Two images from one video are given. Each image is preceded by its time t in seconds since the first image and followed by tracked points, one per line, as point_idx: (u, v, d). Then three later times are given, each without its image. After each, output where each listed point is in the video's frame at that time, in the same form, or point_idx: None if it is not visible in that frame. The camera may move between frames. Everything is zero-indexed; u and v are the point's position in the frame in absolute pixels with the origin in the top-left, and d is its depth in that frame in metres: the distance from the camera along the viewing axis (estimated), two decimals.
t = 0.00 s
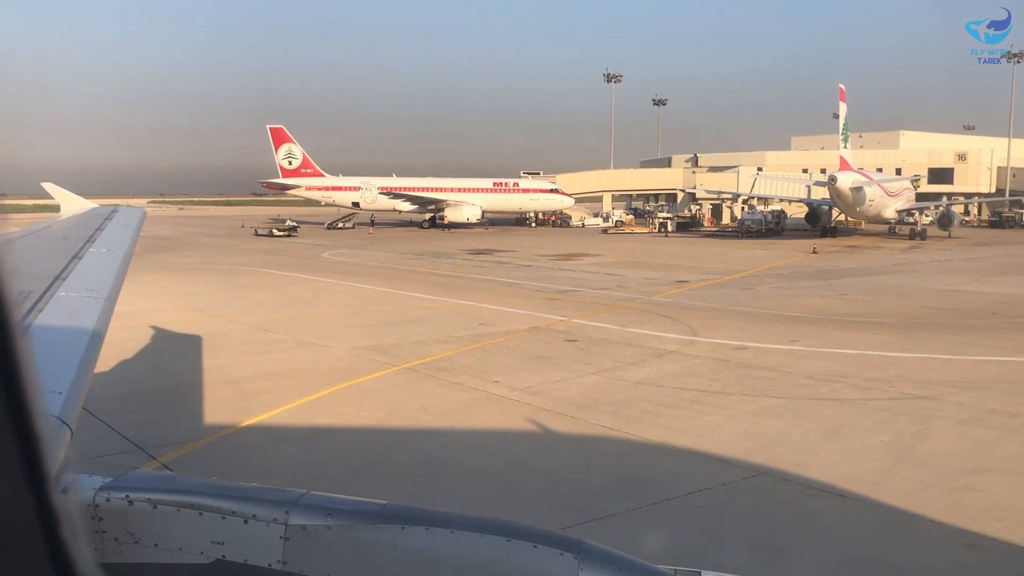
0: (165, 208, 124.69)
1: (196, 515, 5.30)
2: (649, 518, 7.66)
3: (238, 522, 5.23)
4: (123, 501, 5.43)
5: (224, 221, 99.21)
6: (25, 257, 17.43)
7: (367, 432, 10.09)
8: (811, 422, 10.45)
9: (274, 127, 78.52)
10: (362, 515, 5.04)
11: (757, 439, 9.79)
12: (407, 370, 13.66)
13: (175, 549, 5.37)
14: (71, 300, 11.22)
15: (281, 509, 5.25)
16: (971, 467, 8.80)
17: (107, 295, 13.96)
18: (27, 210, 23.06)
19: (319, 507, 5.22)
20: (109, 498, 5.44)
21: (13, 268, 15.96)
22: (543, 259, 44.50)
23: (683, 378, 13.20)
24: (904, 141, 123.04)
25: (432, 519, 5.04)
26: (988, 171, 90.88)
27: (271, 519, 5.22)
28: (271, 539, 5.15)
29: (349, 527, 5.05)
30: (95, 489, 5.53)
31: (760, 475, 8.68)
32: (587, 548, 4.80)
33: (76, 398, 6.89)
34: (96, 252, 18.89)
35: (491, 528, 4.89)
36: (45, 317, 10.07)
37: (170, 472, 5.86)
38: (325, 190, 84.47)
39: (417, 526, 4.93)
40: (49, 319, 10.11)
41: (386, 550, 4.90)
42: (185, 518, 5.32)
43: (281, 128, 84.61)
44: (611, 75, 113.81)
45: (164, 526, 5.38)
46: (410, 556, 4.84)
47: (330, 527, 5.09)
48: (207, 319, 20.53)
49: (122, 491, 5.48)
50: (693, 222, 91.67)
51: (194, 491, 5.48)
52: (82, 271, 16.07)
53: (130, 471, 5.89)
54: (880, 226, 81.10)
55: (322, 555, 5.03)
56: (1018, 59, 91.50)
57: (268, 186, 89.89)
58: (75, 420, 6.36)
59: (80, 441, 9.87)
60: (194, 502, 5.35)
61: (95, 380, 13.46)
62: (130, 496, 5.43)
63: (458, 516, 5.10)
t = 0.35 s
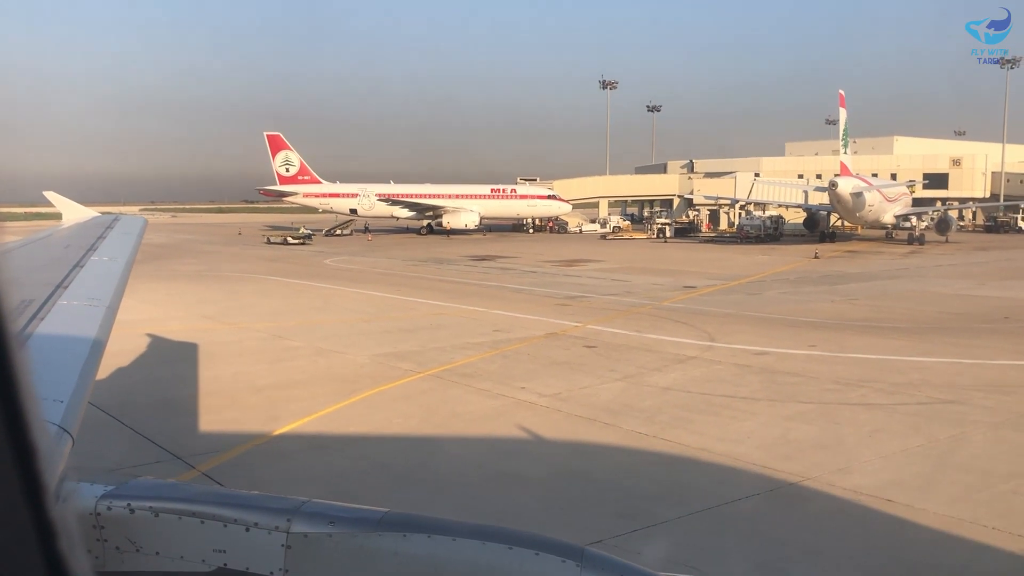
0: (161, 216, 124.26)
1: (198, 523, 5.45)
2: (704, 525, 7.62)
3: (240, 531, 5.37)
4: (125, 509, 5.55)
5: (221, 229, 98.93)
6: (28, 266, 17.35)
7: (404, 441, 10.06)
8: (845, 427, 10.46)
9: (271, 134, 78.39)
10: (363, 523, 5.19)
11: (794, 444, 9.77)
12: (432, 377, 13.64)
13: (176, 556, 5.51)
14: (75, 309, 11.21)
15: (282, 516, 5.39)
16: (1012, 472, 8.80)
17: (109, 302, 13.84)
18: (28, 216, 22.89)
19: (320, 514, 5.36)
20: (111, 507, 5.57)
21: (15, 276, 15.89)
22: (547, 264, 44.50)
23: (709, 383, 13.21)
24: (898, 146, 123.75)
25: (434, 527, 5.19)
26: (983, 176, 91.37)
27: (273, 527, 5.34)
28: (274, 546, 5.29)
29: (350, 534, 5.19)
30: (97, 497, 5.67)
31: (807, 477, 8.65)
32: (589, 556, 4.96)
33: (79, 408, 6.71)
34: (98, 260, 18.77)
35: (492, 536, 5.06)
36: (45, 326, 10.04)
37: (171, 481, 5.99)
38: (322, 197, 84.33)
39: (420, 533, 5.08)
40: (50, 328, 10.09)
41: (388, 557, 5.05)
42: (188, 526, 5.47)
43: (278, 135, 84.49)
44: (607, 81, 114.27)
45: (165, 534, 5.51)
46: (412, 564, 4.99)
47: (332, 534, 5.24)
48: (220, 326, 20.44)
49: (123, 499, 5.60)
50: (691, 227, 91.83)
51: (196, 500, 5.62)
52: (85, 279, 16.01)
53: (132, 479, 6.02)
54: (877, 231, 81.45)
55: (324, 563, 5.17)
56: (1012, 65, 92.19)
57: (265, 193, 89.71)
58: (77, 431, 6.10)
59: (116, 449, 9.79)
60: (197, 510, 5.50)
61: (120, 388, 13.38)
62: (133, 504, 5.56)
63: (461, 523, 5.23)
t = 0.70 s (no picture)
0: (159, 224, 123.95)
1: (199, 532, 5.27)
2: (764, 537, 7.46)
3: (241, 540, 5.18)
4: (126, 517, 5.41)
5: (220, 237, 98.63)
6: (31, 273, 17.20)
7: (443, 452, 9.90)
8: (886, 437, 10.33)
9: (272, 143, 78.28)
10: (365, 532, 4.97)
11: (838, 455, 9.63)
12: (459, 387, 13.50)
13: (177, 567, 5.34)
14: (78, 318, 11.09)
15: (284, 525, 5.19)
16: None
17: (112, 310, 13.70)
18: (31, 222, 22.70)
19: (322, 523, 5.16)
20: (113, 516, 5.43)
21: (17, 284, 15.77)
22: (553, 273, 44.38)
23: (740, 393, 13.11)
24: (896, 154, 124.17)
25: (440, 537, 4.95)
26: (982, 184, 91.66)
27: (275, 536, 5.13)
28: (275, 556, 5.08)
29: (353, 544, 4.98)
30: (99, 506, 5.53)
31: (859, 487, 8.51)
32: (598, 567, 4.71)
33: (83, 415, 6.60)
34: (102, 268, 18.63)
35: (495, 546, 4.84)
36: (47, 334, 9.90)
37: (174, 489, 5.83)
38: (322, 205, 84.17)
39: (423, 543, 4.87)
40: (52, 336, 9.95)
41: (390, 567, 4.84)
42: (187, 535, 5.30)
43: (278, 143, 84.38)
44: (604, 90, 114.68)
45: (165, 543, 5.35)
46: (417, 575, 4.77)
47: (334, 544, 5.03)
48: (234, 335, 20.25)
49: (125, 508, 5.46)
50: (692, 236, 91.92)
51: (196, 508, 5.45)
52: (89, 287, 15.86)
53: (135, 487, 5.85)
54: (878, 239, 81.69)
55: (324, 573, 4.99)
56: (1009, 75, 92.74)
57: (264, 202, 89.48)
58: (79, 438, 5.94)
59: (150, 459, 9.60)
60: (197, 518, 5.32)
61: (143, 397, 13.21)
62: (133, 513, 5.41)
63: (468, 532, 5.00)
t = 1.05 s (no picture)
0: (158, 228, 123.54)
1: (202, 536, 5.52)
2: (818, 544, 7.43)
3: (245, 544, 5.40)
4: (131, 522, 5.67)
5: (220, 242, 98.41)
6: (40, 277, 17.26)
7: (486, 460, 9.86)
8: (925, 446, 10.34)
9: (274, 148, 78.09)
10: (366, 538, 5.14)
11: (880, 463, 9.63)
12: (487, 393, 13.49)
13: (181, 570, 5.61)
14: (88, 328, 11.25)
15: (286, 530, 5.41)
16: None
17: (119, 315, 13.78)
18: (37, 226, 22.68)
19: (325, 528, 5.34)
20: (118, 520, 5.69)
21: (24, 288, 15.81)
22: (559, 279, 44.34)
23: (769, 400, 13.10)
24: (896, 162, 124.45)
25: (440, 541, 5.10)
26: (981, 192, 91.96)
27: (278, 542, 5.35)
28: (277, 560, 5.30)
29: (355, 550, 5.16)
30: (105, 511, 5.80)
31: (905, 495, 8.50)
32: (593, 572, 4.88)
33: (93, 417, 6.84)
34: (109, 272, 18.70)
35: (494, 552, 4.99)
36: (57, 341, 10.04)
37: (179, 493, 6.09)
38: (324, 210, 84.02)
39: (426, 547, 5.01)
40: (62, 345, 10.07)
41: (391, 571, 4.99)
42: (191, 540, 5.57)
43: (280, 148, 84.26)
44: (605, 97, 114.79)
45: (169, 547, 5.61)
46: None
47: (337, 549, 5.21)
48: (252, 340, 20.25)
49: (129, 512, 5.73)
50: (694, 243, 91.97)
51: (200, 512, 5.70)
52: (97, 292, 15.95)
53: (139, 491, 6.09)
54: (879, 247, 81.84)
55: None
56: (1009, 84, 93.10)
57: (267, 207, 89.43)
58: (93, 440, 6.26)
59: (191, 464, 9.57)
60: (199, 524, 5.58)
61: (173, 400, 13.21)
62: (138, 517, 5.68)
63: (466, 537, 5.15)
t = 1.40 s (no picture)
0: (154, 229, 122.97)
1: (201, 537, 5.36)
2: (875, 546, 7.36)
3: (243, 546, 5.25)
4: (128, 523, 5.48)
5: (218, 243, 97.97)
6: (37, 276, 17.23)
7: (525, 465, 9.73)
8: (963, 450, 10.28)
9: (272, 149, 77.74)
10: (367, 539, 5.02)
11: (922, 467, 9.56)
12: (514, 396, 13.40)
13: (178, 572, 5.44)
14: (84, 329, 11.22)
15: (285, 532, 5.27)
16: None
17: (117, 316, 13.77)
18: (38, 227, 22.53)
19: (325, 531, 5.22)
20: (115, 520, 5.49)
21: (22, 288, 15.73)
22: (563, 281, 44.25)
23: (797, 403, 13.05)
24: (892, 165, 124.83)
25: (440, 544, 5.00)
26: (978, 196, 92.31)
27: (277, 543, 5.22)
28: (276, 562, 5.15)
29: (354, 551, 5.04)
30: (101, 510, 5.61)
31: (953, 500, 8.44)
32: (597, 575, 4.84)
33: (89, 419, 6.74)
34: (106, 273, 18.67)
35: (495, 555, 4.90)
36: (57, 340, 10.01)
37: (176, 495, 5.93)
38: (323, 212, 83.74)
39: (426, 550, 4.93)
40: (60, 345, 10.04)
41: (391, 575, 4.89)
42: (189, 540, 5.39)
43: (278, 149, 83.98)
44: (604, 99, 114.80)
45: (166, 548, 5.44)
46: None
47: (337, 551, 5.08)
48: (265, 342, 20.11)
49: (126, 513, 5.54)
50: (693, 245, 92.01)
51: (198, 514, 5.54)
52: (95, 293, 15.93)
53: (136, 493, 5.94)
54: (878, 250, 82.03)
55: None
56: (1006, 88, 93.56)
57: (265, 208, 89.14)
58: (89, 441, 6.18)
59: (224, 468, 9.44)
60: (198, 524, 5.42)
61: (197, 402, 13.09)
62: (136, 518, 5.50)
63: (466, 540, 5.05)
